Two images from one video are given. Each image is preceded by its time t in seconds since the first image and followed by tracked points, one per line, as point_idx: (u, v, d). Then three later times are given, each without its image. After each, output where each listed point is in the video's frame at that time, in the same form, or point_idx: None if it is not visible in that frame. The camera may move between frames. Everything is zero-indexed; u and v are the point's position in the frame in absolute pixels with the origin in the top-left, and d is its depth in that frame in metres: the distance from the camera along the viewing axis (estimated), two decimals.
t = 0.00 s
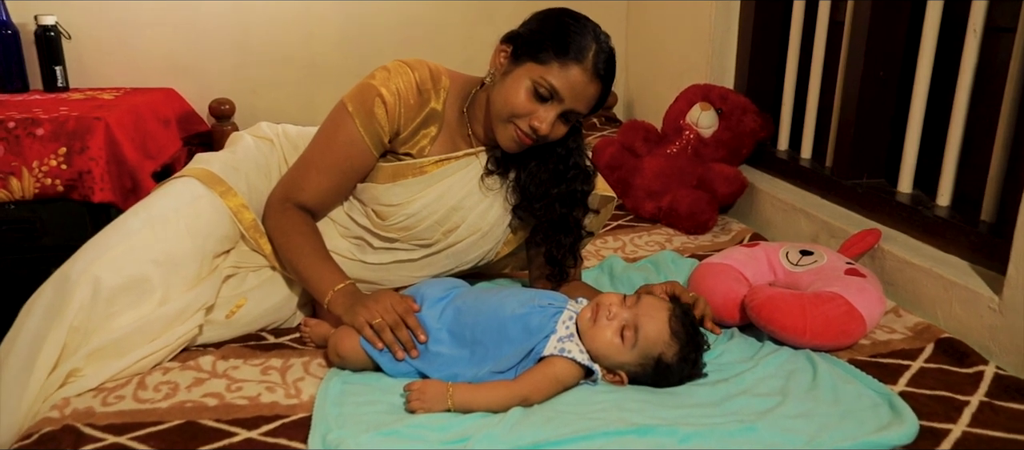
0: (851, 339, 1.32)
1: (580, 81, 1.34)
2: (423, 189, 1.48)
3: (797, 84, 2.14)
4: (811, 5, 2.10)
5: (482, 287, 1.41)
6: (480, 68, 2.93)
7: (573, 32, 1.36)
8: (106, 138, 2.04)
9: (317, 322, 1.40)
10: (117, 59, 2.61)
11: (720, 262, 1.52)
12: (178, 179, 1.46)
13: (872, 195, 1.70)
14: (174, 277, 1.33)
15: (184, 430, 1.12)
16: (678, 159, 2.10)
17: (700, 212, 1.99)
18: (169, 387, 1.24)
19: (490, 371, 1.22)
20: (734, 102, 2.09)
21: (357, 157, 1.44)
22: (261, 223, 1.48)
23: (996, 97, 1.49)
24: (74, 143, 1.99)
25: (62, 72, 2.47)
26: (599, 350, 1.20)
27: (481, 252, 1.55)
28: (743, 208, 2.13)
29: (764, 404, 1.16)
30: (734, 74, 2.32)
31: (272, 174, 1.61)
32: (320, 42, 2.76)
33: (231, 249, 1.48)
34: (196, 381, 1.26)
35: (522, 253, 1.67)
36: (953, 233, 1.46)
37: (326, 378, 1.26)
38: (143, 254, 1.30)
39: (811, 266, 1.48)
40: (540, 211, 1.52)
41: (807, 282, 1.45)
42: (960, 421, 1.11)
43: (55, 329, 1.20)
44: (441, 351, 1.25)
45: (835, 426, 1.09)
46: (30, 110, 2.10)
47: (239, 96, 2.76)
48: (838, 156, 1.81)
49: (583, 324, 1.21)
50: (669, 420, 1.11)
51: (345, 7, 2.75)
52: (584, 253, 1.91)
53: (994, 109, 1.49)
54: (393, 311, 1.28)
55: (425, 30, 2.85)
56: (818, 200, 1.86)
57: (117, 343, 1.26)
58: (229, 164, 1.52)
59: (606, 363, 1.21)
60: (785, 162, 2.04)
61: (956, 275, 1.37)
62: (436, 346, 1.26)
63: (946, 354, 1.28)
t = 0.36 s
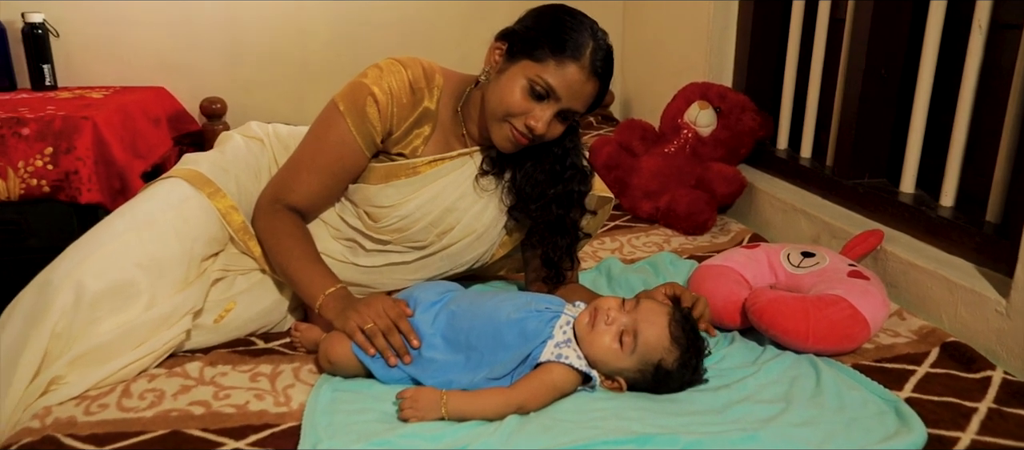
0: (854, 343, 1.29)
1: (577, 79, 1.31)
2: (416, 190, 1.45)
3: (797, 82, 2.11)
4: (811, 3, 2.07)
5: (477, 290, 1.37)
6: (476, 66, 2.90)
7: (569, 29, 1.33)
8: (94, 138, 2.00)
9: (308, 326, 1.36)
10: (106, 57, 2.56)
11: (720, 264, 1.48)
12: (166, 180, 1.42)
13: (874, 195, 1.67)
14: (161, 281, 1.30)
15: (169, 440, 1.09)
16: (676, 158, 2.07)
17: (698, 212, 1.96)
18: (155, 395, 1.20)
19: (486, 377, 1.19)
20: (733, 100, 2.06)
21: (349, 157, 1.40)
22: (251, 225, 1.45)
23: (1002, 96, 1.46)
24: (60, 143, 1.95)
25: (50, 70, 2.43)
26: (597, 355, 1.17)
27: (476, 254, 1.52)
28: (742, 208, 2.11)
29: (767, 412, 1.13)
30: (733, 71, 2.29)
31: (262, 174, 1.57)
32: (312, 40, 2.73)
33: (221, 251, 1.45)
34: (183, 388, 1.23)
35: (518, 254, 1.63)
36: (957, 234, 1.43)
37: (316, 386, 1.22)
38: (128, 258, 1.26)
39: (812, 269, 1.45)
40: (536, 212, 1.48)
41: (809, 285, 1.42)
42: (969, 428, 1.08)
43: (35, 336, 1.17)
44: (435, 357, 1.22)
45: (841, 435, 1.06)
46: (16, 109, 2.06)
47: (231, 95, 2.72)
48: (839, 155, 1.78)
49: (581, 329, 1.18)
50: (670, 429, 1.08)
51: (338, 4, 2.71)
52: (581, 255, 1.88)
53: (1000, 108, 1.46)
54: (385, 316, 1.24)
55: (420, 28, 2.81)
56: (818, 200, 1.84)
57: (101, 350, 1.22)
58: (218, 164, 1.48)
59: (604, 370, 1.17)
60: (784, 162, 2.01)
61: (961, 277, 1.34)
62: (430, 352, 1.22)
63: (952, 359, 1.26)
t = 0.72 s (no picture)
0: (859, 348, 1.26)
1: (575, 78, 1.27)
2: (411, 191, 1.41)
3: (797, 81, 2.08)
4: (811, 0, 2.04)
5: (473, 295, 1.34)
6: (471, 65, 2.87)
7: (567, 27, 1.30)
8: (82, 138, 1.96)
9: (300, 332, 1.33)
10: (96, 57, 2.52)
11: (721, 267, 1.46)
12: (154, 182, 1.38)
13: (875, 195, 1.64)
14: (149, 287, 1.26)
15: None
16: (675, 158, 2.04)
17: (698, 213, 1.94)
18: (142, 405, 1.17)
19: (483, 385, 1.16)
20: (732, 99, 2.03)
21: (341, 159, 1.37)
22: (241, 228, 1.41)
23: (1007, 95, 1.43)
24: (48, 144, 1.92)
25: (38, 70, 2.38)
26: (597, 362, 1.14)
27: (472, 257, 1.49)
28: (741, 209, 2.08)
29: (772, 420, 1.10)
30: (732, 70, 2.26)
31: (253, 176, 1.53)
32: (305, 39, 2.69)
33: (210, 255, 1.41)
34: (171, 397, 1.19)
35: (514, 257, 1.60)
36: (962, 236, 1.41)
37: (309, 394, 1.19)
38: (114, 263, 1.23)
39: (815, 271, 1.42)
40: (533, 214, 1.46)
41: (813, 288, 1.39)
42: (979, 437, 1.06)
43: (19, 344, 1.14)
44: (431, 364, 1.19)
45: (848, 444, 1.04)
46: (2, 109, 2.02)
47: (223, 94, 2.69)
48: (840, 155, 1.76)
49: (580, 335, 1.15)
50: (673, 439, 1.05)
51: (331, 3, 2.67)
52: (579, 257, 1.85)
53: (1005, 108, 1.43)
54: (379, 322, 1.21)
55: (414, 26, 2.78)
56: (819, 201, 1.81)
57: (86, 358, 1.19)
58: (208, 166, 1.45)
59: (604, 377, 1.15)
60: (784, 162, 1.98)
61: (968, 280, 1.32)
62: (425, 358, 1.19)
63: (959, 364, 1.23)
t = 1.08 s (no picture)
0: (867, 354, 1.24)
1: (575, 79, 1.25)
2: (408, 195, 1.39)
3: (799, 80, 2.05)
4: None
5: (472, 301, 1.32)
6: (469, 66, 2.84)
7: (567, 27, 1.27)
8: (74, 142, 1.93)
9: (295, 339, 1.30)
10: (90, 59, 2.49)
11: (724, 271, 1.43)
12: (145, 188, 1.36)
13: (880, 197, 1.62)
14: (140, 295, 1.23)
15: None
16: (676, 159, 2.02)
17: (699, 215, 1.91)
18: (132, 415, 1.15)
19: (482, 394, 1.13)
20: (733, 99, 2.00)
21: (337, 162, 1.34)
22: (235, 233, 1.38)
23: (1015, 94, 1.40)
24: (39, 148, 1.89)
25: (31, 72, 2.35)
26: (598, 370, 1.11)
27: (470, 262, 1.46)
28: (743, 210, 2.05)
29: (779, 429, 1.08)
30: (732, 69, 2.24)
31: (247, 180, 1.50)
32: (301, 39, 2.66)
33: (203, 261, 1.38)
34: (162, 408, 1.17)
35: (513, 262, 1.58)
36: (970, 239, 1.38)
37: (304, 404, 1.17)
38: (105, 270, 1.20)
39: (820, 275, 1.40)
40: (532, 218, 1.43)
41: (818, 292, 1.37)
42: (992, 447, 1.03)
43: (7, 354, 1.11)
44: (428, 372, 1.16)
45: None
46: None
47: (218, 96, 2.66)
48: (843, 156, 1.73)
49: (581, 343, 1.13)
50: None
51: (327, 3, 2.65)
52: (579, 260, 1.83)
53: (1014, 107, 1.41)
54: (375, 330, 1.18)
55: (412, 27, 2.75)
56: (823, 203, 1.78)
57: (76, 368, 1.16)
58: (200, 170, 1.42)
59: (606, 385, 1.12)
60: (787, 163, 1.95)
61: (977, 284, 1.29)
62: (423, 367, 1.17)
63: (969, 370, 1.21)
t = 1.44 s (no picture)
0: (872, 363, 1.21)
1: (574, 84, 1.22)
2: (404, 202, 1.36)
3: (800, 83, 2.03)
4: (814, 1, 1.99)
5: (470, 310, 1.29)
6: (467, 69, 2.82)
7: (564, 31, 1.25)
8: (66, 149, 1.91)
9: (288, 350, 1.28)
10: (83, 64, 2.46)
11: (726, 278, 1.40)
12: (136, 195, 1.33)
13: (883, 202, 1.59)
14: (130, 305, 1.20)
15: None
16: (676, 164, 1.99)
17: (700, 220, 1.88)
18: (121, 430, 1.12)
19: (479, 407, 1.10)
20: (733, 103, 1.98)
21: (331, 169, 1.31)
22: (227, 241, 1.36)
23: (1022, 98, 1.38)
24: (30, 155, 1.86)
25: (24, 77, 2.32)
26: (598, 382, 1.08)
27: (468, 269, 1.44)
28: (745, 215, 2.03)
29: (785, 441, 1.05)
30: (733, 72, 2.21)
31: (239, 187, 1.47)
32: (298, 42, 2.64)
33: (195, 270, 1.35)
34: (152, 422, 1.14)
35: (511, 269, 1.55)
36: (977, 245, 1.36)
37: (297, 417, 1.14)
38: (93, 279, 1.17)
39: (824, 282, 1.37)
40: (530, 225, 1.40)
41: (822, 299, 1.34)
42: None
43: None
44: (424, 384, 1.13)
45: None
46: None
47: (213, 101, 2.63)
48: (846, 159, 1.71)
49: (580, 354, 1.10)
50: None
51: (323, 7, 2.62)
52: (579, 266, 1.80)
53: (1020, 110, 1.38)
54: (370, 341, 1.15)
55: (408, 30, 2.73)
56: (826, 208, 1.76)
57: (62, 381, 1.13)
58: (192, 177, 1.39)
59: (607, 397, 1.09)
60: (788, 167, 1.93)
61: (985, 291, 1.27)
62: (418, 379, 1.14)
63: (978, 380, 1.18)
